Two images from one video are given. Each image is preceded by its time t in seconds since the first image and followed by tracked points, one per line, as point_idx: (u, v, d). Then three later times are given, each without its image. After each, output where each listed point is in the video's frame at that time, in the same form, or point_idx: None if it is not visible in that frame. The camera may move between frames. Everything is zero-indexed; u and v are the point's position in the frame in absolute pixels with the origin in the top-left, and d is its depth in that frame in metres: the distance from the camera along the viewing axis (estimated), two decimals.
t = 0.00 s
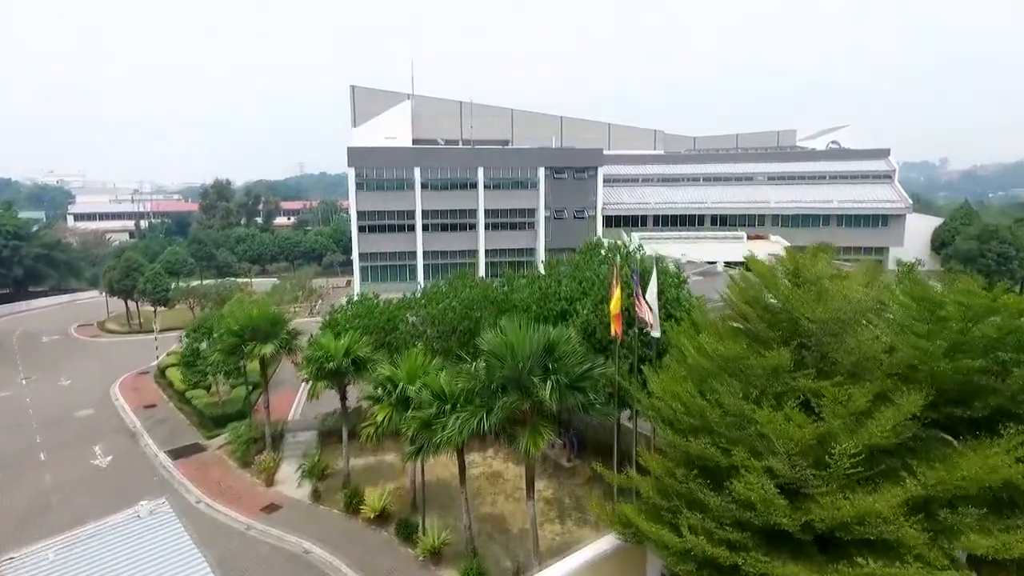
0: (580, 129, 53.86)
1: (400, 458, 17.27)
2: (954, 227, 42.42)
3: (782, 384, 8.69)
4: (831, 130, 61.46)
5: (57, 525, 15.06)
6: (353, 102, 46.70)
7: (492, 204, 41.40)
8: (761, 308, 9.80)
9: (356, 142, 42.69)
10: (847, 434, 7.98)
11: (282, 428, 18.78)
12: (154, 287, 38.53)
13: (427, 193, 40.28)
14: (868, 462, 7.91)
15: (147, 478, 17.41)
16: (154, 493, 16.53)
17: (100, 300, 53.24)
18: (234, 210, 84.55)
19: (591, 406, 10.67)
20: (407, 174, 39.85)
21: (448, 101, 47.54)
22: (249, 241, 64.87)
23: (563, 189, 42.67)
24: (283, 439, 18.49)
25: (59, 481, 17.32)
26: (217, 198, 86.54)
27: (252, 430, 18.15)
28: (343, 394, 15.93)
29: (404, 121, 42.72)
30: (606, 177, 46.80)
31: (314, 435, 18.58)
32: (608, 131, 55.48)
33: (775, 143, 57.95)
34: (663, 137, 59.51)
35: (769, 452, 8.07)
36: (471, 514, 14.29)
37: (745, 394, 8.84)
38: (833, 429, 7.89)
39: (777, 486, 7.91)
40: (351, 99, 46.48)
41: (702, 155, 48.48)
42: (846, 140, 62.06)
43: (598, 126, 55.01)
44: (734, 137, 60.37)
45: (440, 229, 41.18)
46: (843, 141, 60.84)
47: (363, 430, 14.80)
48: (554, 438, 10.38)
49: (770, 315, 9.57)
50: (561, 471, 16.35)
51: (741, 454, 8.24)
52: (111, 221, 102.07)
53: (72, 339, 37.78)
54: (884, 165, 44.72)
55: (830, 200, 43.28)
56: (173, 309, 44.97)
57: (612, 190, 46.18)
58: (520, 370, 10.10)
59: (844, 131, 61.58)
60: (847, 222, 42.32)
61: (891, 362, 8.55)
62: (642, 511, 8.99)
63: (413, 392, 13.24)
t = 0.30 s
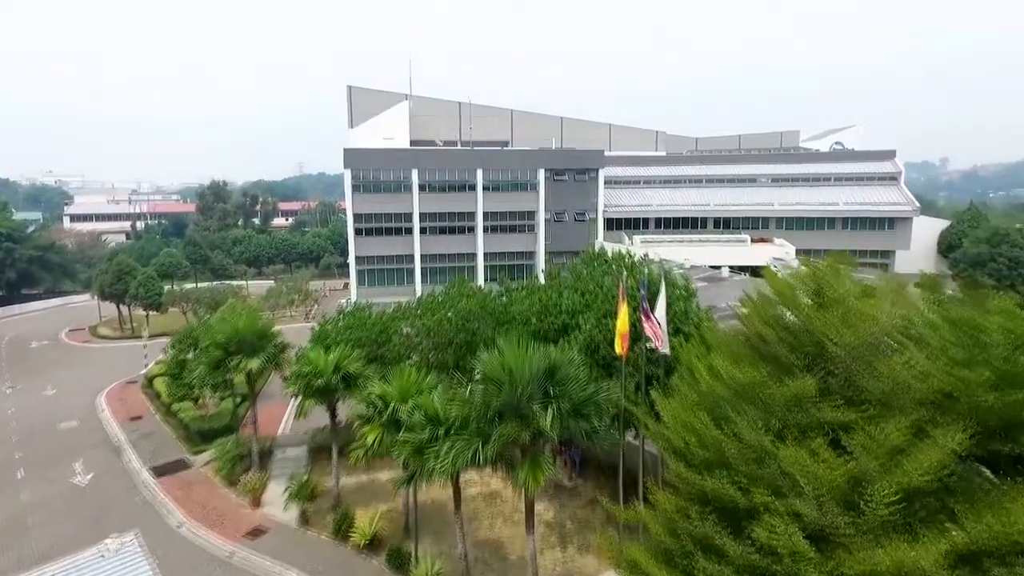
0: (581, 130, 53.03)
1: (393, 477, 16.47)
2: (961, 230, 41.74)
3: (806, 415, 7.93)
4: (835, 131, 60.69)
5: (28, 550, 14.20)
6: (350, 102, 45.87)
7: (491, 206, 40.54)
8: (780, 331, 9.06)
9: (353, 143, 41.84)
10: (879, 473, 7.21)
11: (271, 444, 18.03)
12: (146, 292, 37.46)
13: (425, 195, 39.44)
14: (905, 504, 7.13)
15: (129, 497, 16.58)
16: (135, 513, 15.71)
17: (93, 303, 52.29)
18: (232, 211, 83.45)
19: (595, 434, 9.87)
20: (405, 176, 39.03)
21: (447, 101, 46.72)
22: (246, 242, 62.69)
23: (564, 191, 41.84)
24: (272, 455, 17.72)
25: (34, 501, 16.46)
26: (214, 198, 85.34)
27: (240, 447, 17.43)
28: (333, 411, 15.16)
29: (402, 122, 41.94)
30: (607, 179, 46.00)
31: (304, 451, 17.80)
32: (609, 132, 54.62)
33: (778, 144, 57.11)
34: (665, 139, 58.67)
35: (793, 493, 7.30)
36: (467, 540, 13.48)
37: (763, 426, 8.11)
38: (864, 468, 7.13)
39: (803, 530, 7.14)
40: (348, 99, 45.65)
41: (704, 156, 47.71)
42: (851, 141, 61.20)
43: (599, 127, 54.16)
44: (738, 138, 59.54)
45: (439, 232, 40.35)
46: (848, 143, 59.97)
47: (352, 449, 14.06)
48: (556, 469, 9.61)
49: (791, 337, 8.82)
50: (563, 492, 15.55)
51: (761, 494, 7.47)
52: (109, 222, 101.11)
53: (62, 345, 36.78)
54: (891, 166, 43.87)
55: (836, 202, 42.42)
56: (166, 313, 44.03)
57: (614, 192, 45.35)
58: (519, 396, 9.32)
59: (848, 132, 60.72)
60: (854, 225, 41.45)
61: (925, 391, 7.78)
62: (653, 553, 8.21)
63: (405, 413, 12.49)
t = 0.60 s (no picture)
0: (581, 131, 52.10)
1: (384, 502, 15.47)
2: (970, 234, 40.80)
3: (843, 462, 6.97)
4: (839, 132, 59.75)
5: None
6: (346, 103, 44.95)
7: (490, 209, 39.58)
8: (809, 361, 8.08)
9: (349, 145, 40.91)
10: (934, 534, 6.22)
11: (256, 465, 17.07)
12: (136, 297, 36.38)
13: (423, 198, 38.49)
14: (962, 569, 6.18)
15: (104, 522, 15.63)
16: (110, 540, 14.75)
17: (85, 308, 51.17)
18: (228, 213, 82.38)
19: (601, 472, 8.87)
20: (402, 178, 38.10)
21: (445, 102, 45.80)
22: (242, 245, 61.53)
23: (565, 194, 40.93)
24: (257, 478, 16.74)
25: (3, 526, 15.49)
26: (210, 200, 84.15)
27: (222, 469, 16.47)
28: (319, 434, 14.20)
29: (399, 123, 41.05)
30: (608, 181, 45.09)
31: (291, 473, 16.82)
32: (610, 133, 53.67)
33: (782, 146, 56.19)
34: (667, 141, 57.70)
35: (833, 556, 6.35)
36: None
37: (794, 473, 7.16)
38: (914, 529, 6.17)
39: None
40: (344, 100, 44.71)
41: (707, 158, 46.78)
42: (855, 142, 60.22)
43: (600, 128, 53.22)
44: (740, 139, 58.60)
45: (436, 236, 39.41)
46: (853, 144, 59.03)
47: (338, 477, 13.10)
48: (558, 513, 8.62)
49: (821, 369, 7.84)
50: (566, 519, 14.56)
51: (794, 556, 6.52)
52: (104, 223, 99.89)
53: (48, 353, 35.70)
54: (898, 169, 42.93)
55: (842, 205, 41.45)
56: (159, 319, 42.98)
57: (615, 194, 44.41)
58: (516, 433, 8.34)
59: (853, 133, 59.79)
60: (861, 229, 40.50)
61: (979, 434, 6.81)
62: None
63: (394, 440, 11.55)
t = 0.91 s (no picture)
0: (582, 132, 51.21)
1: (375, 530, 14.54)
2: (979, 236, 39.96)
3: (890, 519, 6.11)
4: (843, 133, 58.93)
5: None
6: (343, 103, 44.06)
7: (490, 212, 38.70)
8: (842, 395, 7.25)
9: (346, 146, 40.05)
10: None
11: (241, 486, 16.21)
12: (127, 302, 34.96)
13: (421, 201, 37.63)
14: None
15: (78, 548, 14.70)
16: (85, 568, 13.87)
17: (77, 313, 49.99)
18: (225, 214, 81.29)
19: (608, 514, 7.94)
20: (399, 180, 37.24)
21: (444, 102, 44.91)
22: (238, 248, 60.50)
23: (566, 196, 40.07)
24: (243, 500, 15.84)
25: None
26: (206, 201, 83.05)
27: (206, 490, 15.57)
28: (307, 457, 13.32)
29: (396, 124, 40.19)
30: (610, 183, 44.25)
31: (278, 495, 15.94)
32: (612, 134, 52.79)
33: (785, 147, 55.32)
34: (669, 141, 56.64)
35: None
36: None
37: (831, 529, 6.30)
38: None
39: None
40: (340, 100, 43.83)
41: (710, 160, 45.93)
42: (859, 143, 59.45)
43: (601, 129, 52.34)
44: (743, 140, 57.74)
45: (434, 239, 38.47)
46: (857, 145, 58.24)
47: (323, 505, 12.25)
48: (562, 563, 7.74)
49: (857, 405, 7.01)
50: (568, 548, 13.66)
51: None
52: (99, 225, 98.61)
53: (35, 360, 34.62)
54: (905, 170, 42.08)
55: (849, 208, 40.56)
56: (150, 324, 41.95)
57: (617, 197, 43.54)
58: (514, 473, 7.50)
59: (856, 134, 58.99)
60: (867, 232, 39.65)
61: None
62: None
63: (384, 469, 10.70)
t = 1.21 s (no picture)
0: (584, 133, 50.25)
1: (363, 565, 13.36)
2: (990, 240, 38.99)
3: None
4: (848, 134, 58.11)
5: None
6: (339, 103, 43.10)
7: (489, 215, 37.70)
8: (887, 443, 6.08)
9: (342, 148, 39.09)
10: None
11: (223, 512, 15.27)
12: (115, 308, 33.51)
13: (418, 204, 36.64)
14: None
15: None
16: None
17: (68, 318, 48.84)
18: (220, 215, 80.07)
19: None
20: (396, 182, 36.25)
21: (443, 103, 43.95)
22: (233, 250, 59.26)
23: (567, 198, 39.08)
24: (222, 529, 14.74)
25: None
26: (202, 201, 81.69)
27: (186, 519, 14.81)
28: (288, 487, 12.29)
29: (394, 125, 39.24)
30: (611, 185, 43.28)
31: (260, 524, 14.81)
32: (613, 135, 51.83)
33: (790, 148, 54.42)
34: (672, 143, 55.74)
35: None
36: None
37: None
38: None
39: None
40: (337, 100, 42.85)
41: (713, 162, 45.03)
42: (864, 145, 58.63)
43: (602, 130, 51.39)
44: (747, 141, 56.86)
45: (432, 243, 37.42)
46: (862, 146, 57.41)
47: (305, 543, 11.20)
48: None
49: (909, 456, 5.85)
50: None
51: None
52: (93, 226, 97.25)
53: (20, 368, 33.43)
54: (914, 172, 41.15)
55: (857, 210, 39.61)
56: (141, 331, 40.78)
57: (619, 199, 42.56)
58: (515, 532, 6.52)
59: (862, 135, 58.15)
60: (876, 235, 38.68)
61: None
62: None
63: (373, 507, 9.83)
